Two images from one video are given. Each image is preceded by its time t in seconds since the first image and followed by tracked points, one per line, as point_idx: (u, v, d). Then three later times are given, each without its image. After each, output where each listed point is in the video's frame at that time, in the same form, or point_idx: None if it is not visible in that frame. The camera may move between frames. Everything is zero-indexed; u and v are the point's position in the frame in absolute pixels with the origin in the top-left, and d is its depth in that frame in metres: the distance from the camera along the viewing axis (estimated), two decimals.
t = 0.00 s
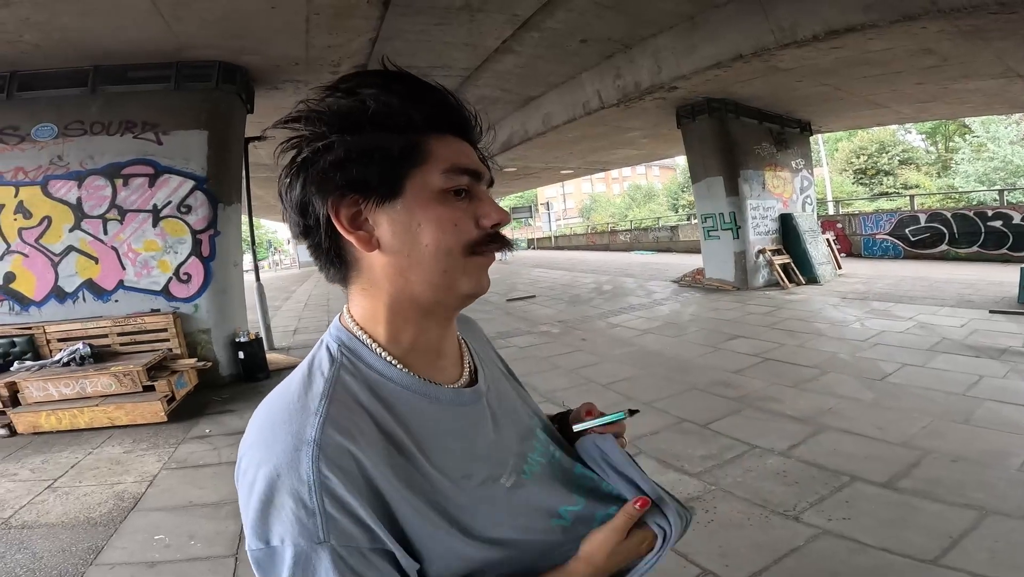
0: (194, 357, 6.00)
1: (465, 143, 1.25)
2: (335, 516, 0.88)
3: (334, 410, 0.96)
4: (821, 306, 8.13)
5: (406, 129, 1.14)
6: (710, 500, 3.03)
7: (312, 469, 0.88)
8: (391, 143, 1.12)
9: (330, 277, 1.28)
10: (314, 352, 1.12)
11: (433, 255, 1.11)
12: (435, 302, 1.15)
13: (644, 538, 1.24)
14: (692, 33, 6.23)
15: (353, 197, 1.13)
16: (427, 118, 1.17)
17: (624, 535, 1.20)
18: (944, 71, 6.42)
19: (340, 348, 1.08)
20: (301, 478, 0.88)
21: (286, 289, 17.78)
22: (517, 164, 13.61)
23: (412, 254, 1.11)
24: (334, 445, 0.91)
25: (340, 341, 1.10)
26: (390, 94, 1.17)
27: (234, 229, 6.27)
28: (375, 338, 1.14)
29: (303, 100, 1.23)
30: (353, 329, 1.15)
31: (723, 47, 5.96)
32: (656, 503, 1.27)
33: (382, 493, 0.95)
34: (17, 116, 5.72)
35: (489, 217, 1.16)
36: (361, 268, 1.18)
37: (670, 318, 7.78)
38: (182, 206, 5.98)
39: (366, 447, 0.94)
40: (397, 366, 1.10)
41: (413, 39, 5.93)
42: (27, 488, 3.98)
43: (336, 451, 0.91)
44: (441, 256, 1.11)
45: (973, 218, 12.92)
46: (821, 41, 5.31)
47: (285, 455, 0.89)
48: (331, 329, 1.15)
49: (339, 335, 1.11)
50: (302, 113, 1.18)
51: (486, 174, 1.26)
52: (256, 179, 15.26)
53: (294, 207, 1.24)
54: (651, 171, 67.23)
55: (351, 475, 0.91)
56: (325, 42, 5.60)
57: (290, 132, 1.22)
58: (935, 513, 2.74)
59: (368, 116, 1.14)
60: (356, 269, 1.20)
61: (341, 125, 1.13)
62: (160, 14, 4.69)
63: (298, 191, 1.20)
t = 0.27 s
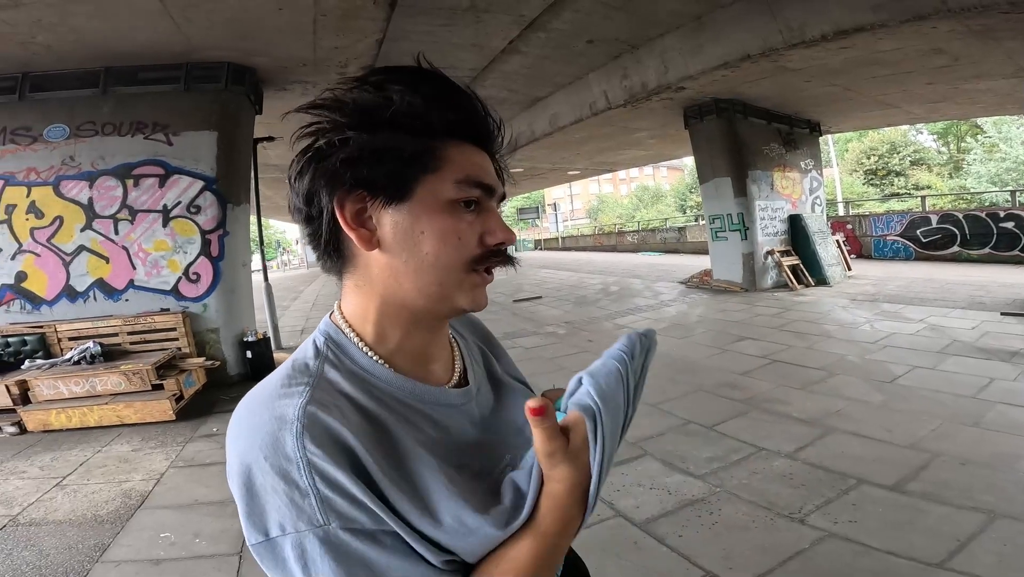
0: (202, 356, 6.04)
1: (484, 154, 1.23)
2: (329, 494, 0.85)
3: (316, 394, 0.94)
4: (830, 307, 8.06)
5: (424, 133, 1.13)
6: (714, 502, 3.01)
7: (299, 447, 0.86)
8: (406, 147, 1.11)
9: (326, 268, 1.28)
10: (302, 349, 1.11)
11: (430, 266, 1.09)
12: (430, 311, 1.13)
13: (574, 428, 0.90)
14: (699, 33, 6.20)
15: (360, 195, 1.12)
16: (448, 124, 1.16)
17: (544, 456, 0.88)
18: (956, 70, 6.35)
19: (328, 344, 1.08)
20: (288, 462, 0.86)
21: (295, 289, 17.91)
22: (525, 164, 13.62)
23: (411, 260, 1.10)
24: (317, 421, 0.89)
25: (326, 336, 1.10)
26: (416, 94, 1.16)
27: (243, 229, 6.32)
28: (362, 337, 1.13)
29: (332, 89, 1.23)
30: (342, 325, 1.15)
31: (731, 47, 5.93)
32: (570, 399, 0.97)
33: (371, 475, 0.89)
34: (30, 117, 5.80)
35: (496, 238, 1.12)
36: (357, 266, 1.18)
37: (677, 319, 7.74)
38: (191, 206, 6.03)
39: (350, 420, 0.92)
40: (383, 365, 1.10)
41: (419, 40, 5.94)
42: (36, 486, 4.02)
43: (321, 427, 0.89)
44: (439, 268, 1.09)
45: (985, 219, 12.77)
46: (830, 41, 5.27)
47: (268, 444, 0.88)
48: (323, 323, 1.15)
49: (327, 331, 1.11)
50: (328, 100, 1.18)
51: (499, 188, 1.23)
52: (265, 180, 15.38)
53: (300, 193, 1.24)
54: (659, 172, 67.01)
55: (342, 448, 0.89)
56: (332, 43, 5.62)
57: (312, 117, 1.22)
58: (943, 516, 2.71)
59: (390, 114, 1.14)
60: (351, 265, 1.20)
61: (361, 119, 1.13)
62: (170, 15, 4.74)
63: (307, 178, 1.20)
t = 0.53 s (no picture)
0: (210, 354, 6.09)
1: (522, 187, 1.13)
2: (333, 472, 0.85)
3: (309, 379, 0.93)
4: (840, 309, 7.99)
5: (468, 153, 1.04)
6: (719, 503, 3.00)
7: (297, 427, 0.86)
8: (444, 165, 1.02)
9: (337, 252, 1.24)
10: (294, 344, 1.09)
11: (436, 291, 1.01)
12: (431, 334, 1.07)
13: (522, 363, 0.93)
14: (707, 32, 6.17)
15: (387, 201, 1.05)
16: (493, 152, 1.06)
17: (502, 404, 0.88)
18: (968, 70, 6.28)
19: (319, 337, 1.06)
20: (287, 445, 0.86)
21: (302, 288, 18.01)
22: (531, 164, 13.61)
23: (419, 280, 1.03)
24: (311, 402, 0.89)
25: (319, 329, 1.07)
26: (472, 111, 1.07)
27: (251, 228, 6.35)
28: (360, 333, 1.09)
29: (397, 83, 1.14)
30: (341, 319, 1.11)
31: (739, 46, 5.90)
32: (505, 343, 1.01)
33: (368, 445, 0.88)
34: (43, 117, 5.87)
35: (505, 275, 1.03)
36: (365, 264, 1.13)
37: (684, 320, 7.71)
38: (201, 205, 6.08)
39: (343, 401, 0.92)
40: (375, 357, 1.07)
41: (427, 39, 5.96)
42: (44, 482, 4.08)
43: (315, 407, 0.88)
44: (445, 297, 1.01)
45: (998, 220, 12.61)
46: (840, 40, 5.23)
47: (263, 431, 0.87)
48: (325, 314, 1.12)
49: (324, 323, 1.07)
50: (386, 97, 1.10)
51: (527, 224, 1.14)
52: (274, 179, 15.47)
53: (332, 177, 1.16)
54: (667, 172, 66.75)
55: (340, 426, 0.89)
56: (340, 43, 5.64)
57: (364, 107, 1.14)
58: (950, 519, 2.68)
59: (442, 126, 1.05)
60: (359, 259, 1.15)
61: (411, 126, 1.05)
62: (180, 15, 4.78)
63: (342, 166, 1.13)
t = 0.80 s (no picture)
0: (216, 352, 6.13)
1: (521, 204, 1.12)
2: (331, 462, 0.86)
3: (304, 373, 0.94)
4: (846, 309, 7.95)
5: (469, 169, 1.03)
6: (720, 504, 2.99)
7: (293, 418, 0.87)
8: (444, 180, 1.02)
9: (335, 248, 1.25)
10: (289, 342, 1.10)
11: (426, 304, 1.02)
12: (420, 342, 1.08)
13: (511, 355, 0.88)
14: (712, 32, 6.15)
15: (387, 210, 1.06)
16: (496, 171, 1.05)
17: (489, 394, 0.87)
18: (977, 70, 6.23)
19: (313, 334, 1.06)
20: (284, 437, 0.87)
21: (307, 287, 18.08)
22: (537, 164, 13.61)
23: (411, 290, 1.03)
24: (306, 393, 0.90)
25: (313, 327, 1.07)
26: (482, 128, 1.07)
27: (257, 227, 6.39)
28: (353, 332, 1.10)
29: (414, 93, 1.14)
30: (335, 315, 1.12)
31: (744, 46, 5.88)
32: (492, 333, 0.94)
33: (364, 435, 0.89)
34: (52, 116, 5.93)
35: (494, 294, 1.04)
36: (362, 266, 1.14)
37: (689, 321, 7.69)
38: (207, 204, 6.12)
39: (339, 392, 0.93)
40: (368, 353, 1.07)
41: (432, 39, 5.97)
42: (50, 478, 4.12)
43: (311, 398, 0.89)
44: (435, 309, 1.02)
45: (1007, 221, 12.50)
46: (846, 40, 5.20)
47: (259, 423, 0.88)
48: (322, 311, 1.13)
49: (320, 322, 1.08)
50: (400, 107, 1.10)
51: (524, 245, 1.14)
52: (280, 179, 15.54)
53: (337, 175, 1.16)
54: (673, 172, 66.52)
55: (337, 415, 0.90)
56: (345, 43, 5.66)
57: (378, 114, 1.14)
58: (953, 521, 2.67)
59: (450, 140, 1.04)
60: (356, 258, 1.16)
61: (420, 137, 1.05)
62: (187, 15, 4.82)
63: (348, 167, 1.12)
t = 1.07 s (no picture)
0: (217, 351, 6.14)
1: (514, 196, 1.13)
2: (325, 463, 0.86)
3: (303, 372, 0.95)
4: (846, 309, 7.94)
5: (460, 161, 1.03)
6: (719, 504, 2.99)
7: (289, 418, 0.87)
8: (434, 170, 1.02)
9: (332, 248, 1.26)
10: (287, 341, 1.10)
11: (418, 296, 1.02)
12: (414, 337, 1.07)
13: (515, 365, 0.88)
14: (712, 32, 6.15)
15: (378, 204, 1.06)
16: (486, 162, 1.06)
17: (492, 404, 0.87)
18: (978, 70, 6.22)
19: (312, 333, 1.07)
20: (278, 435, 0.87)
21: (308, 287, 18.08)
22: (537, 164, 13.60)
23: (405, 282, 1.03)
24: (303, 393, 0.90)
25: (312, 326, 1.08)
26: (472, 122, 1.08)
27: (257, 227, 6.40)
28: (348, 330, 1.10)
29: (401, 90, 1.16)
30: (331, 314, 1.13)
31: (745, 46, 5.88)
32: (492, 345, 0.95)
33: (359, 437, 0.89)
34: (53, 116, 5.94)
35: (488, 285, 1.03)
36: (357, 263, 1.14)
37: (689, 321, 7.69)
38: (208, 203, 6.13)
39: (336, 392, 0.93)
40: (366, 353, 1.08)
41: (432, 39, 5.98)
42: (51, 477, 4.13)
43: (307, 398, 0.90)
44: (427, 301, 1.02)
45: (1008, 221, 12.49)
46: (846, 40, 5.20)
47: (256, 420, 0.88)
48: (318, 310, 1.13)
49: (315, 321, 1.09)
50: (389, 102, 1.11)
51: (517, 238, 1.14)
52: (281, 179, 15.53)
53: (331, 172, 1.18)
54: (674, 172, 66.50)
55: (332, 418, 0.90)
56: (345, 43, 5.67)
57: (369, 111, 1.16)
58: (951, 521, 2.67)
59: (440, 134, 1.05)
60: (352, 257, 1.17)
61: (410, 131, 1.07)
62: (187, 15, 4.83)
63: (340, 163, 1.14)
